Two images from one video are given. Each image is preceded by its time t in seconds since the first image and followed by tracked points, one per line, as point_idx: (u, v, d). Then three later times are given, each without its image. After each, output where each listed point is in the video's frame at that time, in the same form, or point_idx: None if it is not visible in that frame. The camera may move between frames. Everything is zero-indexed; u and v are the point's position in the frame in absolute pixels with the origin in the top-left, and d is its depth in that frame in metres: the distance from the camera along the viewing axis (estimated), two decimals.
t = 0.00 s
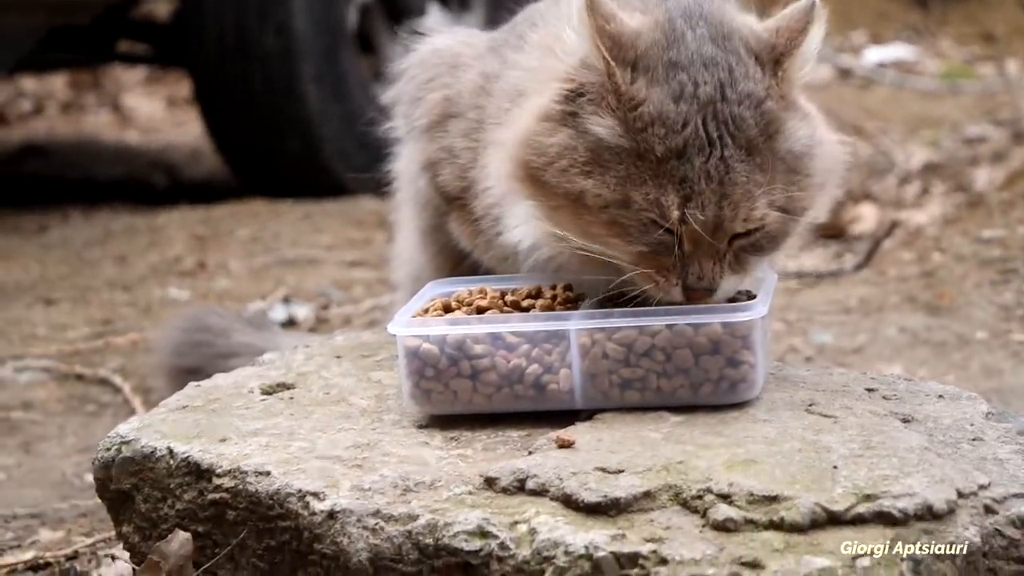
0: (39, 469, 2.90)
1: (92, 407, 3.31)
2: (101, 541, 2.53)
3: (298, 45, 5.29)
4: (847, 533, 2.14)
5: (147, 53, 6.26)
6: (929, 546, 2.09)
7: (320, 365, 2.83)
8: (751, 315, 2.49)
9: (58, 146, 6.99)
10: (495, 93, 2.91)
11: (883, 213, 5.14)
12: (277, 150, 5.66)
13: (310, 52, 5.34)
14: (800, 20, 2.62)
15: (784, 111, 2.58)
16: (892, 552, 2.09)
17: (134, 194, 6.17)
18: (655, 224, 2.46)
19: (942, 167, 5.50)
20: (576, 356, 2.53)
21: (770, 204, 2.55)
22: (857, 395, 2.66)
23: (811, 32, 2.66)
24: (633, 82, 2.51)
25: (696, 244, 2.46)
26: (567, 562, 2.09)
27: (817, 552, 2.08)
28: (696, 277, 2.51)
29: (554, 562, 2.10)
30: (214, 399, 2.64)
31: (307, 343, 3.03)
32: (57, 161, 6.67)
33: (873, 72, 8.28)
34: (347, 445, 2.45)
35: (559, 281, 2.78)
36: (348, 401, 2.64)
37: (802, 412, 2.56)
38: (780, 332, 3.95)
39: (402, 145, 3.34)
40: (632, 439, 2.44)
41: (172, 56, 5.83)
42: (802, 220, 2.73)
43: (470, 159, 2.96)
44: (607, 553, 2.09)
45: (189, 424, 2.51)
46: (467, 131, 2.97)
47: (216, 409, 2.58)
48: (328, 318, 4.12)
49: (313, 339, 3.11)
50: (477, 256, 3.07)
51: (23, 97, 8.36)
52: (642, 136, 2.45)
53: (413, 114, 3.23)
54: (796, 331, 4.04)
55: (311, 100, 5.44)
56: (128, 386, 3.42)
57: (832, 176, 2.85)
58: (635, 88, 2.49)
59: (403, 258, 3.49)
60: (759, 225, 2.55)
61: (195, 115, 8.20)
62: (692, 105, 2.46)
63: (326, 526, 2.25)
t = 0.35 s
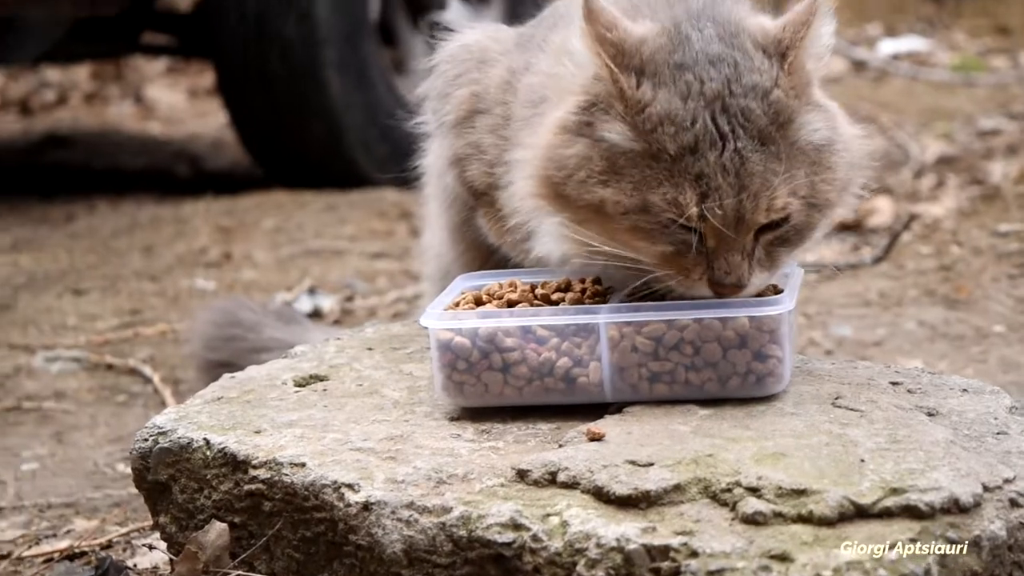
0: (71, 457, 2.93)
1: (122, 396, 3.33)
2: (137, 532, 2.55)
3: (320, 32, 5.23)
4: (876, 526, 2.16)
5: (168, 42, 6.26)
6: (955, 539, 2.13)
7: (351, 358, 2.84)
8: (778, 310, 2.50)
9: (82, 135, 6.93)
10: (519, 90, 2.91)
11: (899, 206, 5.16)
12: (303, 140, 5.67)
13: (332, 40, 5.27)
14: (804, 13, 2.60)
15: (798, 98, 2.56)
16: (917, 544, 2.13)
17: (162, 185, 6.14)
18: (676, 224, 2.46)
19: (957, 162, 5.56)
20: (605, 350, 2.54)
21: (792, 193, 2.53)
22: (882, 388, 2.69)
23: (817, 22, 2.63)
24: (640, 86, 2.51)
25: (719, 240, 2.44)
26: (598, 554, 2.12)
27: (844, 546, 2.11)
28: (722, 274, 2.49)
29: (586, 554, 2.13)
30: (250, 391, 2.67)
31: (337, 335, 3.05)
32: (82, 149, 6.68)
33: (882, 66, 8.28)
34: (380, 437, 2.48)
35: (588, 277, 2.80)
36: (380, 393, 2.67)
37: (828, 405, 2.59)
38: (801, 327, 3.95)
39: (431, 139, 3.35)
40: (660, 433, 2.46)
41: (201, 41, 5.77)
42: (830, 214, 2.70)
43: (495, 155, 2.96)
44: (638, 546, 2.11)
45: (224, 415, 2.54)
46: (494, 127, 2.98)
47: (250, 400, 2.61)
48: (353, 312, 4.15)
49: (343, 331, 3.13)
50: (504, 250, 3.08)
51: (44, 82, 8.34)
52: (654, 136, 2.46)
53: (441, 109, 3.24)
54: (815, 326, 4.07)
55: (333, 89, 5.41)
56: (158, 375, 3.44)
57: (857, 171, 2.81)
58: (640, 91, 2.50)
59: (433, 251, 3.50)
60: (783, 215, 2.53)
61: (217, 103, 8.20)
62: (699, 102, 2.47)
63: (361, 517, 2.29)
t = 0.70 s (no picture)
0: (173, 430, 3.49)
1: (216, 381, 3.78)
2: (228, 491, 3.16)
3: (374, 94, 5.91)
4: (826, 487, 2.72)
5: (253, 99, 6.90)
6: (887, 498, 2.68)
7: (401, 351, 3.44)
8: (748, 313, 3.10)
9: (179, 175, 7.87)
10: (545, 130, 3.51)
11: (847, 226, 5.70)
12: (356, 182, 6.25)
13: (383, 99, 5.94)
14: (774, 58, 3.23)
15: (761, 123, 3.16)
16: (859, 501, 2.67)
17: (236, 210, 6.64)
18: (658, 218, 3.04)
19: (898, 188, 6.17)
20: (609, 346, 3.14)
21: (754, 198, 3.11)
22: (832, 378, 3.29)
23: (784, 68, 3.25)
24: (631, 108, 3.13)
25: (693, 232, 3.00)
26: (603, 509, 2.66)
27: (803, 504, 2.64)
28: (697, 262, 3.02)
29: (593, 509, 2.67)
30: (320, 377, 3.26)
31: (389, 333, 3.65)
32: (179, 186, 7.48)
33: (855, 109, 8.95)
34: (426, 415, 3.06)
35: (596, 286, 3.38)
36: (426, 379, 3.26)
37: (788, 391, 3.18)
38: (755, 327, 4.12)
39: (472, 175, 3.96)
40: (652, 413, 3.05)
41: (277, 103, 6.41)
42: (786, 219, 3.29)
43: (523, 189, 3.58)
44: (635, 504, 2.65)
45: (301, 398, 3.13)
46: (522, 165, 3.60)
47: (321, 385, 3.20)
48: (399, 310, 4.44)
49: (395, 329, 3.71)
50: (529, 266, 3.67)
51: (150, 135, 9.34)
52: (641, 147, 3.07)
53: (479, 152, 3.85)
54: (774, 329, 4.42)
55: (383, 139, 6.02)
56: (244, 364, 3.89)
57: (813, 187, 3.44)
58: (630, 111, 3.12)
59: (474, 262, 4.07)
60: (745, 215, 3.11)
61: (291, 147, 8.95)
62: (678, 121, 3.07)
63: (412, 479, 2.85)
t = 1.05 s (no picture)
0: (187, 429, 3.47)
1: (228, 380, 3.77)
2: (242, 490, 3.15)
3: (387, 94, 5.89)
4: (840, 490, 2.71)
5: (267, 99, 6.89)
6: (904, 500, 2.67)
7: (416, 351, 3.43)
8: (762, 315, 3.10)
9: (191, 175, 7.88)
10: (569, 132, 3.49)
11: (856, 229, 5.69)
12: (370, 182, 6.21)
13: (396, 99, 5.92)
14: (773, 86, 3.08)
15: (760, 147, 3.13)
16: (876, 504, 2.67)
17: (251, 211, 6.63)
18: (654, 237, 3.11)
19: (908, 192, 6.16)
20: (623, 347, 3.14)
21: (748, 221, 3.10)
22: (847, 380, 3.28)
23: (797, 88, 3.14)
24: (635, 127, 3.18)
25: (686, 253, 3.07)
26: (619, 511, 2.65)
27: (819, 506, 2.64)
28: (692, 284, 3.11)
29: (608, 511, 2.66)
30: (334, 377, 3.26)
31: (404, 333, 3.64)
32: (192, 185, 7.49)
33: (865, 112, 8.94)
34: (441, 416, 3.05)
35: (610, 287, 3.37)
36: (441, 379, 3.26)
37: (802, 393, 3.18)
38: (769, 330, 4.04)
39: (495, 172, 3.93)
40: (667, 414, 3.04)
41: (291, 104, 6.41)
42: (795, 242, 3.26)
43: (547, 186, 3.53)
44: (651, 505, 2.64)
45: (316, 397, 3.13)
46: (545, 163, 3.57)
47: (336, 385, 3.20)
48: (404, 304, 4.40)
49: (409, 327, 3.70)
50: (548, 263, 3.65)
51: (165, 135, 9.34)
52: (641, 167, 3.14)
53: (504, 148, 3.82)
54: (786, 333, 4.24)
55: (395, 138, 5.98)
56: (257, 363, 3.88)
57: (832, 204, 3.40)
58: (634, 129, 3.17)
59: (494, 263, 4.02)
60: (741, 237, 3.11)
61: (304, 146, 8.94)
62: (679, 143, 3.11)
63: (427, 480, 2.84)
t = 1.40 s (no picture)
0: (195, 433, 3.46)
1: (237, 383, 3.76)
2: (252, 494, 3.14)
3: (394, 95, 5.88)
4: (850, 495, 2.70)
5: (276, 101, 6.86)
6: (915, 505, 2.66)
7: (425, 355, 3.42)
8: (773, 319, 3.09)
9: (196, 176, 7.87)
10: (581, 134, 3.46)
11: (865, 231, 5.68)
12: (379, 186, 6.20)
13: (403, 101, 5.90)
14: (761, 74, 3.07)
15: (747, 137, 3.11)
16: (887, 510, 2.66)
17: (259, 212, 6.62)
18: (638, 222, 3.13)
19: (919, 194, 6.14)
20: (633, 352, 3.13)
21: (731, 211, 3.06)
22: (857, 384, 3.27)
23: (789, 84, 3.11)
24: (624, 116, 3.22)
25: (666, 237, 3.06)
26: (628, 516, 2.64)
27: (830, 512, 2.63)
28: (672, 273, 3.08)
29: (618, 516, 2.65)
30: (343, 381, 3.24)
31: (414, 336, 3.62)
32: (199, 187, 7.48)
33: (873, 113, 8.92)
34: (451, 420, 3.04)
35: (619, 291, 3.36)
36: (451, 383, 3.24)
37: (813, 397, 3.17)
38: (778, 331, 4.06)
39: (501, 174, 3.88)
40: (678, 419, 3.03)
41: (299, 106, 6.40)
42: (783, 248, 3.19)
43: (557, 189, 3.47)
44: (661, 510, 2.63)
45: (325, 401, 3.11)
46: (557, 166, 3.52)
47: (345, 389, 3.19)
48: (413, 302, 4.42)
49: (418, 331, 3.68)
50: (564, 271, 3.60)
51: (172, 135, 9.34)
52: (628, 153, 3.17)
53: (513, 150, 3.77)
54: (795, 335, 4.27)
55: (402, 141, 5.97)
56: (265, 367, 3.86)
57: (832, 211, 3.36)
58: (621, 117, 3.22)
59: (495, 264, 3.99)
60: (724, 226, 3.08)
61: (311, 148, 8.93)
62: (665, 130, 3.14)
63: (436, 484, 2.83)
